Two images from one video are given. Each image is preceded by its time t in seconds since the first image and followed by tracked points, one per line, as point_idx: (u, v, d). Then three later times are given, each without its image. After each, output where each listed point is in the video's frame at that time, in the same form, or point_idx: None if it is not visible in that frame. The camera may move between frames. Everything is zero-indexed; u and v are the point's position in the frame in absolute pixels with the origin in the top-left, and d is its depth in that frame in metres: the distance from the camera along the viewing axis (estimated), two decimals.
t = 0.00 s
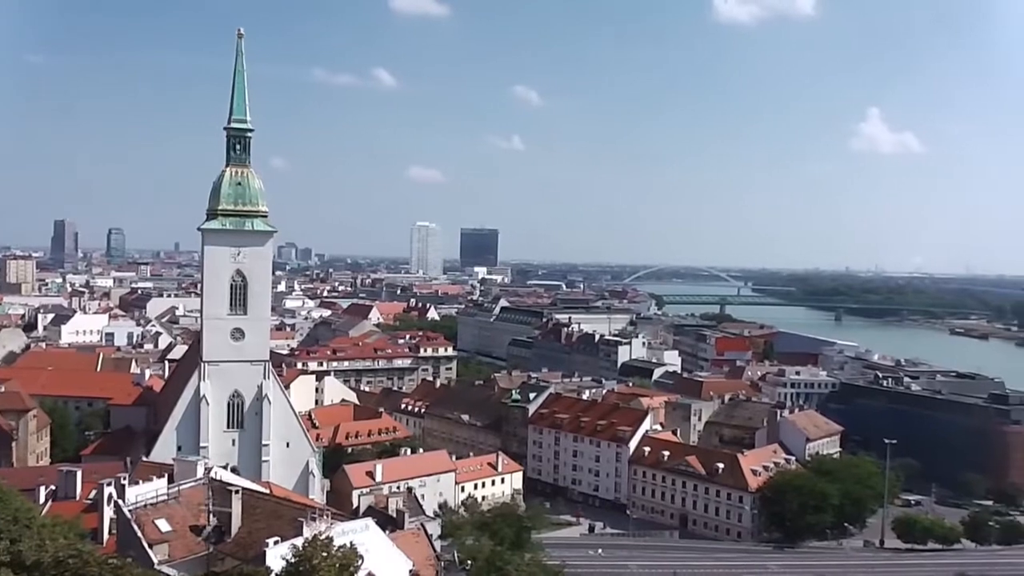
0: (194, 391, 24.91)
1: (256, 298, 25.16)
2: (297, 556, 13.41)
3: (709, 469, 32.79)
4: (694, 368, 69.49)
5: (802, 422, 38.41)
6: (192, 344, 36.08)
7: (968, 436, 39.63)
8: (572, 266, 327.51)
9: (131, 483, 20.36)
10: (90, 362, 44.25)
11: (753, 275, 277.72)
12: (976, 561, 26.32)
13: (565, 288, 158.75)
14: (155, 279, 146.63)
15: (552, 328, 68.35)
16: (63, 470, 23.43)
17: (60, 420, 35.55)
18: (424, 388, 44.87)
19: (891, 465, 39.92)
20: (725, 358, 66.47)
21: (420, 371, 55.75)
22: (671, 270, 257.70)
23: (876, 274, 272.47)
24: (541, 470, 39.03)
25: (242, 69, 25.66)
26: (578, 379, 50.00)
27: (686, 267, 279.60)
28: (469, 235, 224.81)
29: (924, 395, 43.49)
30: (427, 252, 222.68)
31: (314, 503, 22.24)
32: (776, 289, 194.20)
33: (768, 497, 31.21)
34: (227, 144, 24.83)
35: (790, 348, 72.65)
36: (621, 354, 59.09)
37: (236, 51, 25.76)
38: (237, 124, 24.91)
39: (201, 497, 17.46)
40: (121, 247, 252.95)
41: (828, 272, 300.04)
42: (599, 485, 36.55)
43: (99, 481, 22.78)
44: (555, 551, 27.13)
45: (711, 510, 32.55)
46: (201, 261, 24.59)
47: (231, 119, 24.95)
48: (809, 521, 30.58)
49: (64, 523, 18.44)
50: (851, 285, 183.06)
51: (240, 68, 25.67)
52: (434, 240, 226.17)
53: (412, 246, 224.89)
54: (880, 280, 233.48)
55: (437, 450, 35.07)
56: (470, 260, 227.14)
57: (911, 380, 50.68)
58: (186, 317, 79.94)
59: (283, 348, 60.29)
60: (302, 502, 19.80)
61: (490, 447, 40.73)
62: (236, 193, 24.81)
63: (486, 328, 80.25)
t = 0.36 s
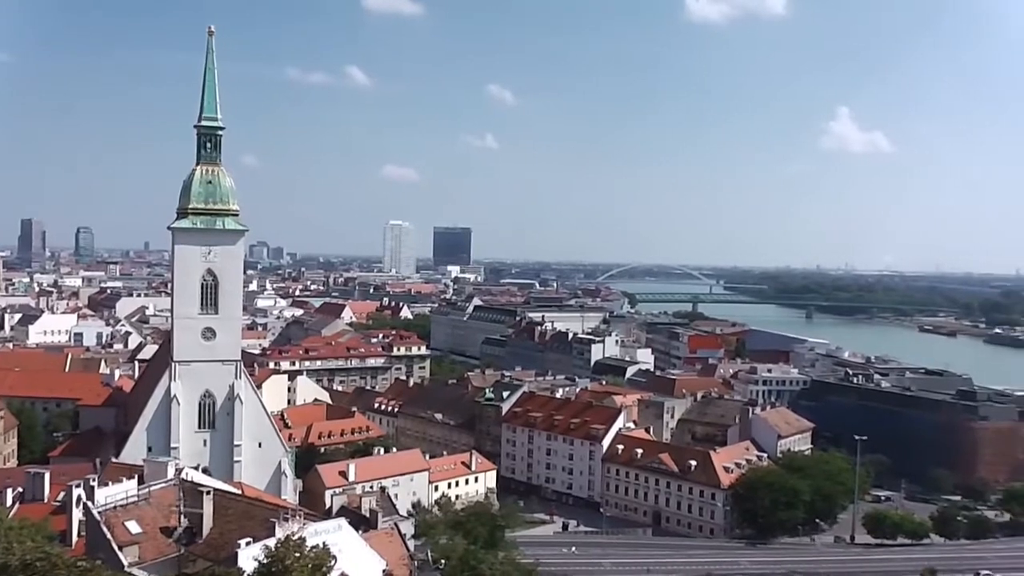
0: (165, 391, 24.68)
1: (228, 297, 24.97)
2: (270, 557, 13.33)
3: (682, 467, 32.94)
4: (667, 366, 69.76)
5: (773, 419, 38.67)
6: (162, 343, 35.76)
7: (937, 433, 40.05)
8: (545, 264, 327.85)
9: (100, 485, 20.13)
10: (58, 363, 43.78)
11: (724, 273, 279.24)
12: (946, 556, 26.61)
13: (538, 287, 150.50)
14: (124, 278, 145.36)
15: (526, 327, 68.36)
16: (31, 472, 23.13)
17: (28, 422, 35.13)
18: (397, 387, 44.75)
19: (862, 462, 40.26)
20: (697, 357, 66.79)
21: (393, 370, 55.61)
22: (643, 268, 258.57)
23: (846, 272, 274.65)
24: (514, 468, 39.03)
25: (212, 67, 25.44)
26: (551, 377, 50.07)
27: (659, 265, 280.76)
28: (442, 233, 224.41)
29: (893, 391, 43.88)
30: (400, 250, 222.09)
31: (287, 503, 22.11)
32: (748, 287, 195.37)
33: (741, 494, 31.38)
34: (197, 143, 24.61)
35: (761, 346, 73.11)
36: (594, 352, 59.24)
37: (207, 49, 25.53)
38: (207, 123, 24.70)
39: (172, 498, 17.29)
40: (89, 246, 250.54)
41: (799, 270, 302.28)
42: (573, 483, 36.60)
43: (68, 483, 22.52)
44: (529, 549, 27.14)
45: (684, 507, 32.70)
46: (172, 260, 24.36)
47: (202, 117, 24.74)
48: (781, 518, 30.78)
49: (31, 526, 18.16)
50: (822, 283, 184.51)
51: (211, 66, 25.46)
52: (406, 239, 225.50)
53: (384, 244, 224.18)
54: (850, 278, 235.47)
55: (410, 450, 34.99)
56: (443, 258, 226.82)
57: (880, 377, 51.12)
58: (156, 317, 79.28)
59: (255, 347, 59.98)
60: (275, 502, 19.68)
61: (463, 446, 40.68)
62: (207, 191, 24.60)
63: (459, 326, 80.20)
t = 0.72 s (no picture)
0: (132, 391, 24.42)
1: (196, 296, 24.74)
2: (238, 557, 13.21)
3: (653, 465, 33.06)
4: (638, 364, 69.92)
5: (742, 417, 38.92)
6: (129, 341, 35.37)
7: (904, 430, 40.46)
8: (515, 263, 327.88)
9: (65, 485, 19.87)
10: (23, 362, 43.20)
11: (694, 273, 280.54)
12: (914, 552, 26.88)
13: (510, 287, 144.23)
14: (91, 277, 143.52)
15: (497, 326, 68.27)
16: None
17: None
18: (368, 386, 44.56)
19: (830, 459, 40.61)
20: (667, 355, 67.04)
21: (364, 369, 55.40)
22: (614, 267, 259.18)
23: (815, 272, 276.80)
24: (485, 467, 38.97)
25: (181, 63, 25.19)
26: (522, 376, 50.07)
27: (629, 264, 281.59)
28: (413, 232, 223.70)
29: (861, 389, 44.23)
30: (371, 249, 221.12)
31: (256, 503, 21.95)
32: (717, 287, 196.41)
33: (711, 491, 31.55)
34: (165, 139, 24.36)
35: (731, 344, 73.54)
36: (565, 351, 59.29)
37: (175, 44, 25.28)
38: (176, 119, 24.46)
39: (139, 498, 17.10)
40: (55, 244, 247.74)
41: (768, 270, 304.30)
42: (544, 481, 36.63)
43: (33, 484, 22.21)
44: (500, 548, 27.11)
45: (655, 504, 32.81)
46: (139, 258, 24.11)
47: (170, 113, 24.49)
48: (750, 515, 30.94)
49: None
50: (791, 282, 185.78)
51: (179, 62, 25.20)
52: (377, 237, 224.55)
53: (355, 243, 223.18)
54: (819, 277, 237.25)
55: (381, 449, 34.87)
56: (414, 257, 226.20)
57: (848, 375, 51.60)
58: (123, 315, 78.43)
59: (224, 346, 59.53)
60: (244, 502, 19.52)
61: (434, 445, 40.57)
62: (175, 189, 24.37)
63: (431, 325, 79.99)
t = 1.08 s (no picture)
0: (98, 393, 24.10)
1: (163, 295, 24.48)
2: (208, 560, 13.08)
3: (624, 463, 33.16)
4: (609, 362, 70.10)
5: (712, 414, 39.13)
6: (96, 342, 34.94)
7: (871, 426, 40.86)
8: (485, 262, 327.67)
9: (29, 489, 19.59)
10: None
11: (664, 271, 281.76)
12: (882, 546, 27.16)
13: (482, 288, 137.77)
14: (56, 277, 141.49)
15: (467, 325, 68.19)
16: None
17: None
18: (338, 386, 44.34)
19: (799, 455, 40.93)
20: (637, 353, 67.26)
21: (334, 369, 55.13)
22: (584, 265, 259.65)
23: (782, 270, 278.99)
24: (456, 466, 38.91)
25: (147, 61, 24.91)
26: (493, 375, 50.05)
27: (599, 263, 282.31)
28: (383, 231, 222.83)
29: (829, 386, 44.63)
30: (341, 248, 220.07)
31: (226, 504, 21.76)
32: (687, 285, 197.32)
33: (681, 488, 31.71)
34: (131, 138, 24.09)
35: (700, 342, 73.92)
36: (536, 349, 59.32)
37: (141, 42, 24.99)
38: (142, 118, 24.18)
39: (106, 501, 16.90)
40: (19, 244, 244.45)
41: (737, 267, 306.34)
42: (515, 480, 36.62)
43: None
44: (472, 547, 27.08)
45: (626, 502, 32.90)
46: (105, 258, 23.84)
47: (136, 111, 24.22)
48: (720, 511, 31.13)
49: None
50: (760, 280, 187.01)
51: (145, 60, 24.93)
52: (346, 236, 223.44)
53: (324, 242, 221.90)
54: (787, 274, 239.03)
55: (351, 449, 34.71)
56: (384, 256, 225.36)
57: (816, 372, 52.02)
58: (89, 316, 77.53)
59: (192, 347, 59.03)
60: (212, 504, 19.35)
61: (405, 445, 40.44)
62: (141, 188, 24.11)
63: (401, 324, 79.77)
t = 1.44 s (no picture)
0: (64, 391, 23.80)
1: (131, 293, 24.23)
2: (175, 560, 12.95)
3: (594, 461, 33.24)
4: (580, 361, 70.19)
5: (683, 413, 39.28)
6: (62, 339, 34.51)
7: (839, 425, 41.21)
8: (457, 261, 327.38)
9: None
10: None
11: (635, 271, 282.71)
12: (849, 543, 27.40)
13: (454, 287, 131.95)
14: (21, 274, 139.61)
15: (439, 323, 68.06)
16: None
17: None
18: (308, 385, 44.09)
19: (768, 453, 41.18)
20: (609, 353, 67.45)
21: (304, 368, 54.86)
22: (556, 264, 259.95)
23: (752, 269, 280.85)
24: (427, 465, 38.82)
25: (115, 55, 24.63)
26: (465, 374, 49.98)
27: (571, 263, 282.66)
28: (354, 229, 221.84)
29: (798, 385, 44.91)
30: (311, 247, 218.87)
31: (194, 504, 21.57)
32: (658, 284, 197.95)
33: (652, 486, 31.83)
34: (99, 133, 23.80)
35: (671, 341, 74.25)
36: (508, 348, 59.31)
37: (110, 37, 24.71)
38: (110, 113, 23.90)
39: (71, 501, 16.67)
40: None
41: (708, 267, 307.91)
42: (486, 479, 36.58)
43: None
44: (443, 546, 27.04)
45: (596, 500, 32.98)
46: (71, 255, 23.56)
47: (103, 107, 23.93)
48: (690, 510, 31.27)
49: None
50: (731, 280, 187.97)
51: (114, 55, 24.66)
52: (318, 235, 222.25)
53: (295, 240, 220.51)
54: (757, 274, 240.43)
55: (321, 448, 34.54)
56: (355, 255, 224.41)
57: (785, 371, 52.40)
58: (56, 313, 76.62)
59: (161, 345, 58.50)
60: (180, 504, 19.16)
61: (375, 444, 40.29)
62: (109, 184, 23.85)
63: (372, 323, 79.50)
